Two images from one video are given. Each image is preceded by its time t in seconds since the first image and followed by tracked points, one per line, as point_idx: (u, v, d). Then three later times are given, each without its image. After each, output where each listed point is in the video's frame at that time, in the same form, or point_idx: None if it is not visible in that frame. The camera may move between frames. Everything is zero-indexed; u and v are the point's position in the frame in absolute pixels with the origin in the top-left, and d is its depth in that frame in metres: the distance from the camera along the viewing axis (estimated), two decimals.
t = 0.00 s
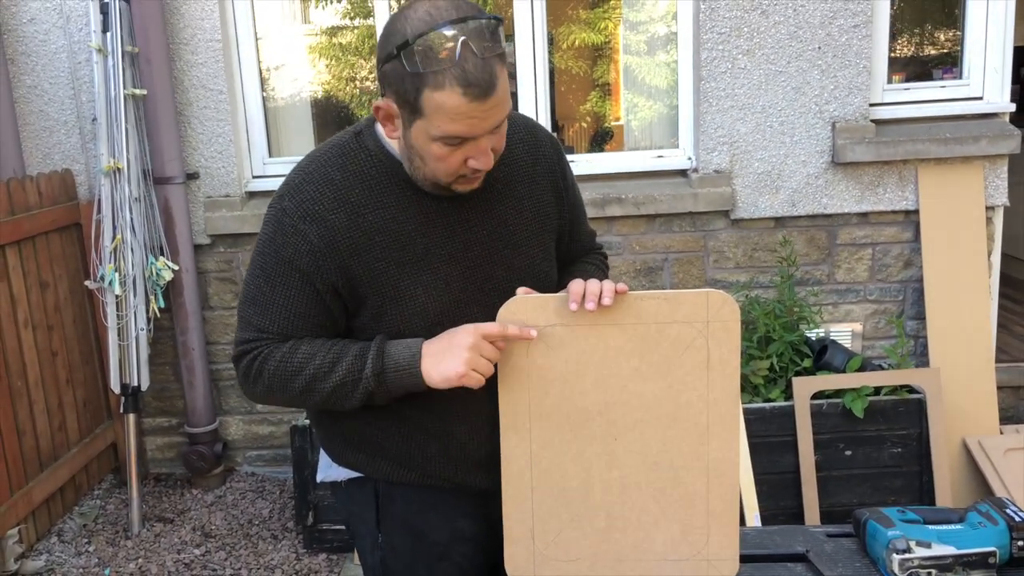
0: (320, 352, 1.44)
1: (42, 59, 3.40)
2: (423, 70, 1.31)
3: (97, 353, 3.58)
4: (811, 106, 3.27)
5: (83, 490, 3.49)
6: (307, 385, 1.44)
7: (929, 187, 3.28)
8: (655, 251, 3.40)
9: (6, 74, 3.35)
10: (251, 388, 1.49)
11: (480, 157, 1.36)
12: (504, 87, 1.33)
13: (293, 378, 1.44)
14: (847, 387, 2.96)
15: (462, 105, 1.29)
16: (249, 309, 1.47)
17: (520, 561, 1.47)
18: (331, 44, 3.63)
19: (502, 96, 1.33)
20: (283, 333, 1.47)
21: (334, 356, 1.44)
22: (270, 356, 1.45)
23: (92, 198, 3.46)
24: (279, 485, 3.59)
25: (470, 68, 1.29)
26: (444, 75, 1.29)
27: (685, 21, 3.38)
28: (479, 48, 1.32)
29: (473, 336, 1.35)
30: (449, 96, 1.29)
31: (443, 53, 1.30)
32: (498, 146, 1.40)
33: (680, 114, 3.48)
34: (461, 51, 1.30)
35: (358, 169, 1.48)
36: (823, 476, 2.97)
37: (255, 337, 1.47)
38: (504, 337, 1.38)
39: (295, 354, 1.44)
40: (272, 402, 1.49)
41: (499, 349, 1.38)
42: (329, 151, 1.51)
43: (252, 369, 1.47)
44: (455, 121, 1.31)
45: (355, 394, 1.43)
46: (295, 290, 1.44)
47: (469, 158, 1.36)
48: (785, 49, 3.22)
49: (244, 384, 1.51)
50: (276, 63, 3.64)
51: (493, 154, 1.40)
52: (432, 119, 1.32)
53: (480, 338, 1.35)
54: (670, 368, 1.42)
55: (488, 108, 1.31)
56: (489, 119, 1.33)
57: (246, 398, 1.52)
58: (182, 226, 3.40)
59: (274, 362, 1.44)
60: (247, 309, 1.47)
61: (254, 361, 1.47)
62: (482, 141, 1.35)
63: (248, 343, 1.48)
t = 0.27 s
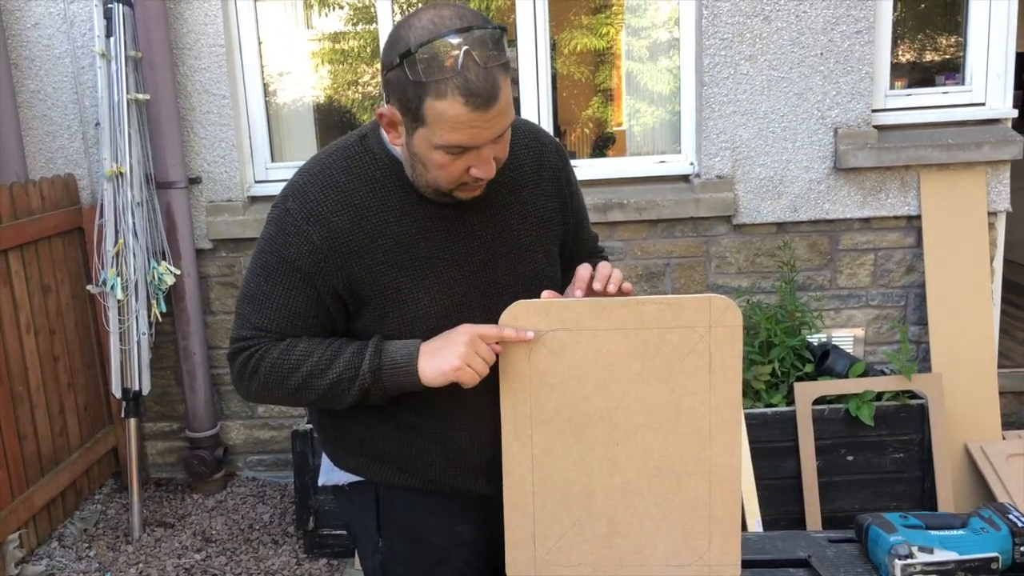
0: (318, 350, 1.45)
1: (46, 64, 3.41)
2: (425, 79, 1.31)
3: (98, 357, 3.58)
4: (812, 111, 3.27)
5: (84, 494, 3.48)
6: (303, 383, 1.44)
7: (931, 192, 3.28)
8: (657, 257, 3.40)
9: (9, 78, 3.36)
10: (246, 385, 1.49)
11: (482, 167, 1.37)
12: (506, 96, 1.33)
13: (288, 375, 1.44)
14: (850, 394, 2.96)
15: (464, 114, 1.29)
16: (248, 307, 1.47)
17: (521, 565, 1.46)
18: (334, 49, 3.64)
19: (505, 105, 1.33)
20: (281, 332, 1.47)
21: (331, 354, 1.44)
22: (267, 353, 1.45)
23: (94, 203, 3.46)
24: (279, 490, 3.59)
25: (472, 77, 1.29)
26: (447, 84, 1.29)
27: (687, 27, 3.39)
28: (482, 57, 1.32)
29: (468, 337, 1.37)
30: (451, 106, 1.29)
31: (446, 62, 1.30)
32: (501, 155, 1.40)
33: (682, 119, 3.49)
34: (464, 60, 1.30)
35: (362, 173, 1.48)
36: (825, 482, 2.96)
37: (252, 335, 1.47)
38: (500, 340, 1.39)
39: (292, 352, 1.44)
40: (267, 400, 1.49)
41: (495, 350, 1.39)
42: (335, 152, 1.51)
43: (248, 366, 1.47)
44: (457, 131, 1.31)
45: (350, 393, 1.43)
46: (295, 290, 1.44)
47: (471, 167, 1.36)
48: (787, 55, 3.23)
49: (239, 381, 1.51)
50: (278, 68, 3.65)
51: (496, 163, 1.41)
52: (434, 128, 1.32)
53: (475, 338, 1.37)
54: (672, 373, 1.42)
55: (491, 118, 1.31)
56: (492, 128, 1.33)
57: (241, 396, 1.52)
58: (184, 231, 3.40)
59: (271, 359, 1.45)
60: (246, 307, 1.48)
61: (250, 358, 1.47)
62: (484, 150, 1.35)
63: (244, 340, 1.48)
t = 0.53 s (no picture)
0: (322, 347, 1.45)
1: (45, 62, 3.40)
2: (430, 75, 1.30)
3: (98, 356, 3.57)
4: (814, 109, 3.26)
5: (84, 493, 3.48)
6: (306, 381, 1.44)
7: (932, 191, 3.28)
8: (658, 255, 3.40)
9: (9, 77, 3.36)
10: (249, 384, 1.49)
11: (485, 165, 1.36)
12: (510, 94, 1.32)
13: (292, 373, 1.44)
14: (851, 392, 2.95)
15: (468, 111, 1.29)
16: (250, 306, 1.47)
17: (523, 564, 1.46)
18: (334, 48, 3.63)
19: (509, 103, 1.32)
20: (284, 330, 1.47)
21: (335, 352, 1.44)
22: (270, 352, 1.45)
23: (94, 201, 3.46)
24: (280, 489, 3.59)
25: (477, 74, 1.29)
26: (451, 81, 1.29)
27: (688, 26, 3.39)
28: (487, 54, 1.31)
29: (471, 334, 1.38)
30: (455, 103, 1.29)
31: (451, 59, 1.30)
32: (504, 154, 1.40)
33: (682, 117, 3.48)
34: (469, 57, 1.30)
35: (364, 171, 1.47)
36: (826, 481, 2.96)
37: (254, 333, 1.47)
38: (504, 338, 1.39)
39: (295, 351, 1.44)
40: (269, 399, 1.48)
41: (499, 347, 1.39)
42: (336, 150, 1.51)
43: (250, 365, 1.46)
44: (460, 129, 1.30)
45: (354, 393, 1.43)
46: (297, 289, 1.44)
47: (474, 166, 1.36)
48: (788, 53, 3.22)
49: (241, 380, 1.51)
50: (279, 67, 3.64)
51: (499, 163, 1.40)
52: (437, 124, 1.31)
53: (478, 335, 1.37)
54: (674, 371, 1.41)
55: (494, 116, 1.31)
56: (495, 126, 1.32)
57: (242, 395, 1.51)
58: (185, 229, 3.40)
59: (274, 358, 1.45)
60: (248, 306, 1.47)
61: (252, 356, 1.46)
62: (487, 148, 1.35)
63: (246, 339, 1.48)
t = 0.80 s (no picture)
0: (325, 342, 1.44)
1: (44, 57, 3.39)
2: (436, 69, 1.30)
3: (98, 351, 3.57)
4: (814, 105, 3.26)
5: (84, 489, 3.48)
6: (309, 376, 1.43)
7: (933, 186, 3.27)
8: (658, 250, 3.39)
9: (8, 71, 3.35)
10: (250, 381, 1.48)
11: (490, 160, 1.36)
12: (516, 89, 1.32)
13: (295, 369, 1.43)
14: (851, 387, 2.96)
15: (474, 105, 1.29)
16: (252, 302, 1.46)
17: (525, 560, 1.46)
18: (333, 43, 3.62)
19: (516, 98, 1.32)
20: (285, 326, 1.46)
21: (338, 347, 1.43)
22: (272, 348, 1.44)
23: (94, 196, 3.45)
24: (280, 484, 3.59)
25: (484, 69, 1.28)
26: (458, 76, 1.29)
27: (688, 21, 3.38)
28: (494, 48, 1.31)
29: (474, 329, 1.37)
30: (462, 98, 1.28)
31: (457, 52, 1.29)
32: (509, 150, 1.40)
33: (683, 112, 3.48)
34: (476, 51, 1.29)
35: (367, 166, 1.47)
36: (827, 476, 2.96)
37: (256, 329, 1.46)
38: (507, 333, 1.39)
39: (298, 346, 1.43)
40: (272, 396, 1.48)
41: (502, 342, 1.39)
42: (339, 145, 1.50)
43: (252, 361, 1.45)
44: (466, 123, 1.30)
45: (357, 386, 1.42)
46: (300, 284, 1.44)
47: (479, 161, 1.36)
48: (789, 48, 3.22)
49: (242, 377, 1.50)
50: (278, 62, 3.63)
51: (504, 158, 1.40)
52: (443, 119, 1.31)
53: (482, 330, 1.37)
54: (676, 367, 1.41)
55: (501, 111, 1.31)
56: (502, 121, 1.32)
57: (244, 392, 1.51)
58: (184, 224, 3.39)
59: (276, 354, 1.44)
60: (250, 301, 1.46)
61: (254, 352, 1.45)
62: (494, 146, 1.35)
63: (248, 335, 1.47)
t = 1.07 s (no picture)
0: (346, 333, 1.43)
1: (44, 53, 3.39)
2: (444, 62, 1.30)
3: (98, 348, 3.57)
4: (816, 101, 3.26)
5: (85, 485, 3.48)
6: (332, 369, 1.41)
7: (934, 184, 3.27)
8: (659, 247, 3.39)
9: (8, 68, 3.34)
10: (270, 380, 1.45)
11: (499, 151, 1.36)
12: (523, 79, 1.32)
13: (317, 362, 1.41)
14: (852, 384, 2.96)
15: (483, 95, 1.28)
16: (266, 298, 1.44)
17: (527, 557, 1.46)
18: (334, 40, 3.62)
19: (524, 89, 1.32)
20: (304, 320, 1.44)
21: (360, 337, 1.42)
22: (292, 342, 1.42)
23: (94, 193, 3.45)
24: (281, 481, 3.59)
25: (492, 60, 1.28)
26: (466, 67, 1.28)
27: (689, 17, 3.38)
28: (500, 40, 1.31)
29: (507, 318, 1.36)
30: (470, 88, 1.28)
31: (463, 44, 1.29)
32: (516, 142, 1.39)
33: (683, 109, 3.47)
34: (483, 42, 1.29)
35: (372, 160, 1.47)
36: (827, 473, 2.96)
37: (275, 326, 1.44)
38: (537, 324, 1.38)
39: (319, 338, 1.42)
40: (293, 393, 1.45)
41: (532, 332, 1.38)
42: (343, 141, 1.50)
43: (270, 358, 1.43)
44: (475, 115, 1.30)
45: (382, 376, 1.40)
46: (315, 276, 1.42)
47: (488, 154, 1.35)
48: (791, 45, 3.22)
49: (260, 377, 1.47)
50: (278, 58, 3.63)
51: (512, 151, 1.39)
52: (452, 112, 1.30)
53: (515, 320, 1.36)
54: (679, 364, 1.41)
55: (509, 102, 1.31)
56: (510, 112, 1.32)
57: (262, 392, 1.48)
58: (185, 221, 3.39)
59: (298, 347, 1.42)
60: (262, 298, 1.45)
61: (273, 349, 1.43)
62: (501, 137, 1.34)
63: (265, 333, 1.44)
